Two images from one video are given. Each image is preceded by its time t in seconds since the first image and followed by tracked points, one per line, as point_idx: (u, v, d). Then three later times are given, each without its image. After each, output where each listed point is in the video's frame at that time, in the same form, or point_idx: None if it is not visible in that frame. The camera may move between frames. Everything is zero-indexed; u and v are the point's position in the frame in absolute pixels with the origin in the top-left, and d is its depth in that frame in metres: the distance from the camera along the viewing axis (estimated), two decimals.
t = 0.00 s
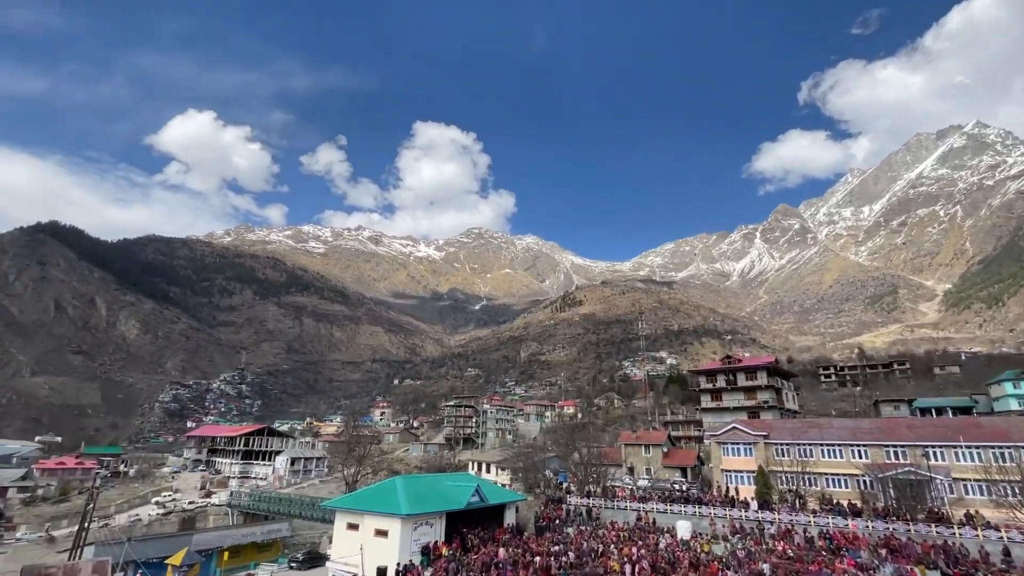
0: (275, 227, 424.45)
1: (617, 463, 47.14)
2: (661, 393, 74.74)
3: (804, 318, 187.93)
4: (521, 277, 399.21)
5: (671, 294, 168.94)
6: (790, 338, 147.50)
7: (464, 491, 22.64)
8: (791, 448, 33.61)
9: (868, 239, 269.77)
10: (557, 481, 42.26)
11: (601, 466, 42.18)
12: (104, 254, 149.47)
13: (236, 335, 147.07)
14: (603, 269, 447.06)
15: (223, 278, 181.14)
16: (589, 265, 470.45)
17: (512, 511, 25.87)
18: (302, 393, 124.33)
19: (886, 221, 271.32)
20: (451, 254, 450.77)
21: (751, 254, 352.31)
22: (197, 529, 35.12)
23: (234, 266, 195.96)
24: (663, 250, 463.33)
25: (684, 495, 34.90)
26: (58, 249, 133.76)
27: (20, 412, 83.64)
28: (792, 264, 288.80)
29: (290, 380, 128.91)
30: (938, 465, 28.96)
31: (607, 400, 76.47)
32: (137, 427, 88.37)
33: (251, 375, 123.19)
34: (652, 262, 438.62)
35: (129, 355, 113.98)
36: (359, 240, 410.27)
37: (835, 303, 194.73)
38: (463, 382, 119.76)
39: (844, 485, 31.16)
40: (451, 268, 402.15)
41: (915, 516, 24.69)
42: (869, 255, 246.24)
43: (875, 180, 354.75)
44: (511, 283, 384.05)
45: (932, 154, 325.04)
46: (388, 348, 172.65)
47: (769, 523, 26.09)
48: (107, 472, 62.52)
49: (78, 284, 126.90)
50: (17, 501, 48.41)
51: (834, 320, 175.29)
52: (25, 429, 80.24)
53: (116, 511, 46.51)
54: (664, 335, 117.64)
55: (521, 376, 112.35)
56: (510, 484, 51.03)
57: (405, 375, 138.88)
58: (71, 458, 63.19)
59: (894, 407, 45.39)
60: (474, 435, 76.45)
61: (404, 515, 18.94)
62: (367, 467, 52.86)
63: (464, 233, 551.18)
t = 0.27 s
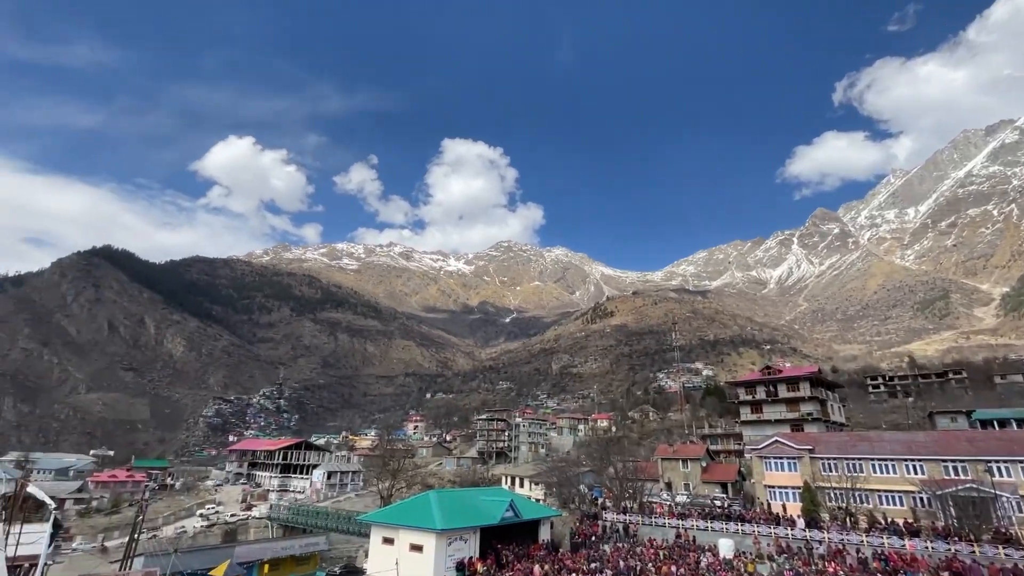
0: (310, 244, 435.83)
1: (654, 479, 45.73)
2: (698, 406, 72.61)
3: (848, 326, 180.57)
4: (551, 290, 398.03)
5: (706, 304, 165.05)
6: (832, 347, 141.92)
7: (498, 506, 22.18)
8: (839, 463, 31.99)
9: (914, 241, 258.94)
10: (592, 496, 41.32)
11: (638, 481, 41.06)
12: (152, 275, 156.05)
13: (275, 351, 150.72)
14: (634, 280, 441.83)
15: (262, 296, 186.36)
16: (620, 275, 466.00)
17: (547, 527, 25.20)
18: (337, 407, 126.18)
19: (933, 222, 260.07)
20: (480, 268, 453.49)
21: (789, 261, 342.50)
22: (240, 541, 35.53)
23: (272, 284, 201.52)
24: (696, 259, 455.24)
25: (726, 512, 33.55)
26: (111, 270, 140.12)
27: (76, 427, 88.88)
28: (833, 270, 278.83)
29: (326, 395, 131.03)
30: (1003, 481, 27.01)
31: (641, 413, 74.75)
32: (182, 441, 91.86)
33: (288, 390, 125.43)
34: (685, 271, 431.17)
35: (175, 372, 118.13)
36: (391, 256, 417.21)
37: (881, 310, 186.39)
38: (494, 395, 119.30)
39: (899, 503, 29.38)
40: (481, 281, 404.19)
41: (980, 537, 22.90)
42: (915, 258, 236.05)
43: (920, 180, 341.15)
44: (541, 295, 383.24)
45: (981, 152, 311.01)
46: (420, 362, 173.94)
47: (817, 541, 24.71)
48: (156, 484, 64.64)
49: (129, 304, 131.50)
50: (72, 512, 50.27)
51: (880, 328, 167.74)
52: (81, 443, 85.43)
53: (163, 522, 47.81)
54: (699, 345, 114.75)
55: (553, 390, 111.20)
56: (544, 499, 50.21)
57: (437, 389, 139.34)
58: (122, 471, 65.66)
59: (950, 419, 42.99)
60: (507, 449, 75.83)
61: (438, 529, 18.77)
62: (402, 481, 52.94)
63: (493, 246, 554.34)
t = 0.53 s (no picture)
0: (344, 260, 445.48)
1: (693, 492, 44.28)
2: (738, 416, 70.26)
3: (896, 331, 172.65)
4: (582, 299, 395.19)
5: (743, 311, 160.55)
6: (880, 353, 135.71)
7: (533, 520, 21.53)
8: (892, 476, 30.19)
9: (966, 240, 246.88)
10: (629, 510, 40.20)
11: (676, 495, 39.76)
12: (196, 292, 161.85)
13: (311, 365, 153.74)
14: (666, 287, 434.73)
15: (298, 311, 190.80)
16: (651, 283, 459.47)
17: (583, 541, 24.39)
18: (372, 419, 127.50)
19: (986, 220, 247.56)
20: (510, 279, 454.33)
21: (829, 264, 331.20)
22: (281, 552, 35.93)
23: (308, 300, 206.21)
24: (730, 265, 445.18)
25: (770, 527, 32.04)
26: (158, 289, 145.70)
27: (128, 441, 93.10)
28: (877, 273, 267.93)
29: (361, 408, 132.56)
30: None
31: (678, 424, 72.80)
32: (225, 453, 95.72)
33: (324, 403, 127.41)
34: (719, 277, 421.94)
35: (218, 386, 121.70)
36: (422, 270, 422.49)
37: (932, 313, 177.47)
38: (526, 407, 118.39)
39: (960, 519, 27.44)
40: (511, 292, 404.47)
41: None
42: (966, 259, 224.82)
43: (970, 177, 325.80)
44: (572, 306, 380.83)
45: None
46: (452, 374, 174.51)
47: (871, 560, 23.20)
48: (201, 495, 66.38)
49: (175, 321, 135.82)
50: (124, 522, 51.98)
51: (931, 332, 159.70)
52: (133, 456, 89.50)
53: (208, 533, 48.97)
54: (737, 354, 111.44)
55: (586, 401, 109.60)
56: (579, 512, 49.19)
57: (469, 401, 139.21)
58: (169, 483, 67.84)
59: (1014, 429, 40.19)
60: (541, 461, 74.93)
61: (473, 543, 18.52)
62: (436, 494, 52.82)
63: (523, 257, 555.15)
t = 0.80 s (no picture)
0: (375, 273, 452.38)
1: (734, 504, 42.64)
2: (779, 425, 67.80)
3: (948, 333, 164.14)
4: (612, 307, 391.19)
5: (782, 315, 155.54)
6: (931, 357, 129.43)
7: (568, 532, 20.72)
8: (949, 489, 28.31)
9: (1022, 236, 234.40)
10: (667, 523, 38.86)
11: (716, 507, 38.30)
12: (236, 307, 166.99)
13: (346, 377, 156.18)
14: (699, 293, 426.38)
15: (333, 324, 194.53)
16: (684, 289, 451.65)
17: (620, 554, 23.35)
18: (406, 430, 128.41)
19: None
20: (540, 288, 453.39)
21: (872, 265, 319.24)
22: (320, 562, 36.13)
23: (342, 313, 210.14)
24: (766, 269, 433.94)
25: (817, 542, 30.46)
26: (202, 305, 150.56)
27: (175, 451, 96.34)
28: (924, 273, 256.10)
29: (395, 418, 133.71)
30: None
31: (716, 434, 70.65)
32: (266, 464, 97.97)
33: (359, 414, 128.94)
34: (754, 281, 411.62)
35: (258, 398, 124.85)
36: (452, 281, 425.93)
37: (986, 314, 168.65)
38: (559, 417, 117.16)
39: None
40: (541, 301, 403.32)
41: None
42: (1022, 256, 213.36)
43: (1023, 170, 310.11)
44: (602, 314, 377.26)
45: None
46: (484, 385, 174.58)
47: None
48: (243, 505, 67.82)
49: (218, 336, 139.58)
50: (172, 531, 53.61)
51: (986, 334, 151.67)
52: (179, 466, 92.61)
53: (249, 542, 49.79)
54: (776, 360, 107.94)
55: (620, 410, 107.81)
56: (616, 524, 48.03)
57: (501, 411, 138.77)
58: (214, 492, 69.81)
59: None
60: (575, 472, 73.85)
61: (509, 554, 18.12)
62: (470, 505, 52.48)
63: (552, 266, 553.69)
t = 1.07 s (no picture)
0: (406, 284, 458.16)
1: (779, 516, 40.87)
2: (824, 432, 65.12)
3: (1006, 333, 155.08)
4: (644, 313, 385.76)
5: (823, 318, 149.99)
6: (987, 359, 122.83)
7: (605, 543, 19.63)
8: (1015, 499, 26.18)
9: None
10: (708, 535, 37.46)
11: (759, 518, 36.74)
12: (274, 320, 171.28)
13: (380, 387, 157.90)
14: (734, 297, 416.65)
15: (367, 335, 197.40)
16: (718, 293, 442.11)
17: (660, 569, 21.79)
18: (439, 440, 128.86)
19: None
20: (570, 295, 450.87)
21: (919, 264, 306.32)
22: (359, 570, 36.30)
23: (375, 324, 213.17)
24: (804, 271, 421.33)
25: (870, 556, 28.66)
26: (242, 319, 154.76)
27: (218, 461, 99.02)
28: (976, 271, 243.49)
29: (429, 428, 134.36)
30: None
31: (756, 442, 68.26)
32: (304, 474, 99.72)
33: (393, 424, 130.09)
34: (792, 283, 399.82)
35: (296, 409, 127.33)
36: (482, 290, 427.79)
37: None
38: (593, 425, 115.60)
39: None
40: (571, 309, 400.75)
41: None
42: None
43: None
44: (634, 320, 372.31)
45: None
46: (516, 393, 174.06)
47: None
48: (283, 513, 68.89)
49: (257, 348, 143.05)
50: (217, 538, 54.88)
51: None
52: (222, 476, 95.10)
53: (290, 550, 50.29)
54: (818, 364, 104.11)
55: (655, 418, 105.67)
56: (654, 535, 46.71)
57: (534, 419, 137.82)
58: (255, 501, 71.32)
59: None
60: (610, 481, 72.52)
61: (546, 566, 17.61)
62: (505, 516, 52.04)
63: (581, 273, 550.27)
